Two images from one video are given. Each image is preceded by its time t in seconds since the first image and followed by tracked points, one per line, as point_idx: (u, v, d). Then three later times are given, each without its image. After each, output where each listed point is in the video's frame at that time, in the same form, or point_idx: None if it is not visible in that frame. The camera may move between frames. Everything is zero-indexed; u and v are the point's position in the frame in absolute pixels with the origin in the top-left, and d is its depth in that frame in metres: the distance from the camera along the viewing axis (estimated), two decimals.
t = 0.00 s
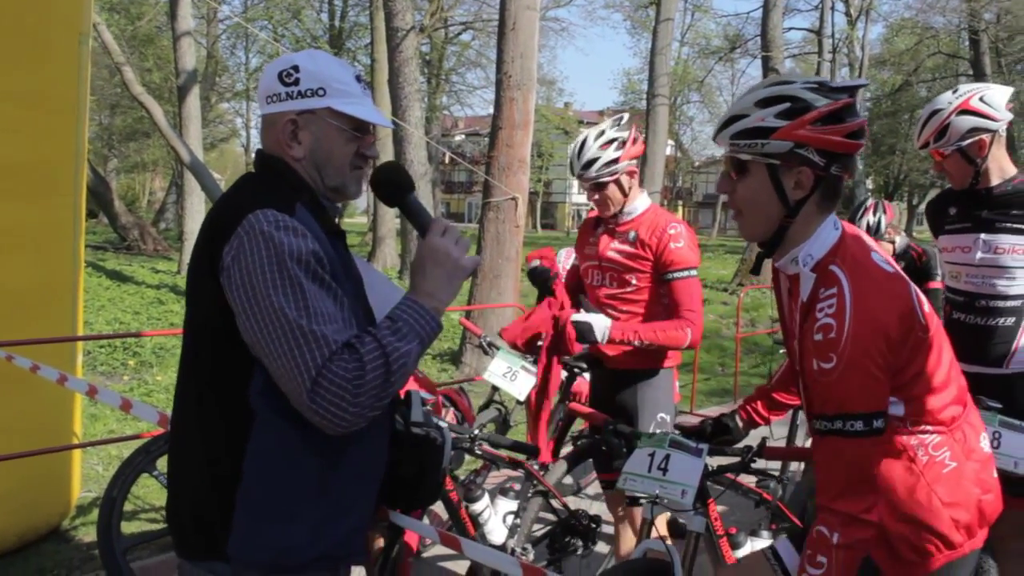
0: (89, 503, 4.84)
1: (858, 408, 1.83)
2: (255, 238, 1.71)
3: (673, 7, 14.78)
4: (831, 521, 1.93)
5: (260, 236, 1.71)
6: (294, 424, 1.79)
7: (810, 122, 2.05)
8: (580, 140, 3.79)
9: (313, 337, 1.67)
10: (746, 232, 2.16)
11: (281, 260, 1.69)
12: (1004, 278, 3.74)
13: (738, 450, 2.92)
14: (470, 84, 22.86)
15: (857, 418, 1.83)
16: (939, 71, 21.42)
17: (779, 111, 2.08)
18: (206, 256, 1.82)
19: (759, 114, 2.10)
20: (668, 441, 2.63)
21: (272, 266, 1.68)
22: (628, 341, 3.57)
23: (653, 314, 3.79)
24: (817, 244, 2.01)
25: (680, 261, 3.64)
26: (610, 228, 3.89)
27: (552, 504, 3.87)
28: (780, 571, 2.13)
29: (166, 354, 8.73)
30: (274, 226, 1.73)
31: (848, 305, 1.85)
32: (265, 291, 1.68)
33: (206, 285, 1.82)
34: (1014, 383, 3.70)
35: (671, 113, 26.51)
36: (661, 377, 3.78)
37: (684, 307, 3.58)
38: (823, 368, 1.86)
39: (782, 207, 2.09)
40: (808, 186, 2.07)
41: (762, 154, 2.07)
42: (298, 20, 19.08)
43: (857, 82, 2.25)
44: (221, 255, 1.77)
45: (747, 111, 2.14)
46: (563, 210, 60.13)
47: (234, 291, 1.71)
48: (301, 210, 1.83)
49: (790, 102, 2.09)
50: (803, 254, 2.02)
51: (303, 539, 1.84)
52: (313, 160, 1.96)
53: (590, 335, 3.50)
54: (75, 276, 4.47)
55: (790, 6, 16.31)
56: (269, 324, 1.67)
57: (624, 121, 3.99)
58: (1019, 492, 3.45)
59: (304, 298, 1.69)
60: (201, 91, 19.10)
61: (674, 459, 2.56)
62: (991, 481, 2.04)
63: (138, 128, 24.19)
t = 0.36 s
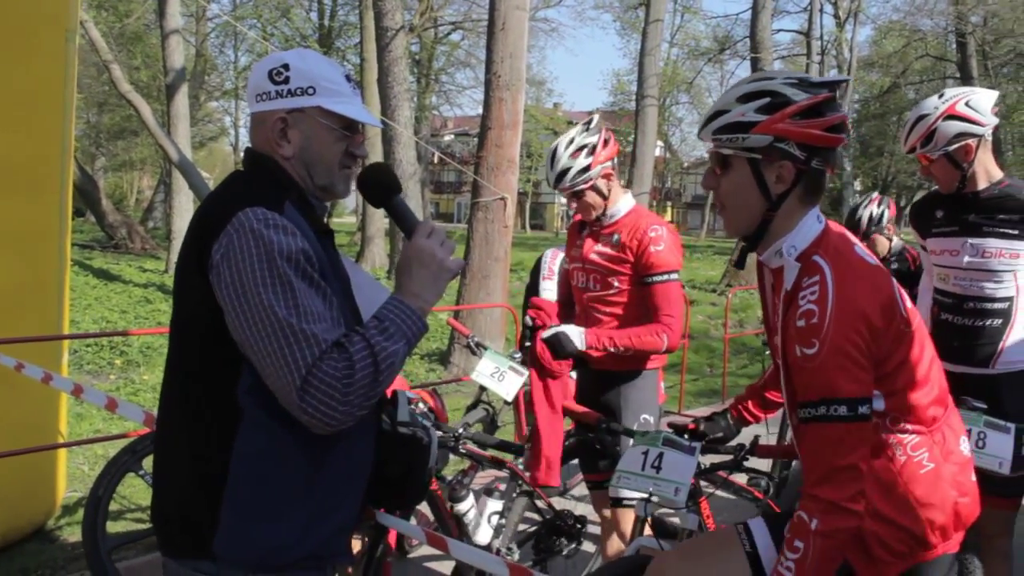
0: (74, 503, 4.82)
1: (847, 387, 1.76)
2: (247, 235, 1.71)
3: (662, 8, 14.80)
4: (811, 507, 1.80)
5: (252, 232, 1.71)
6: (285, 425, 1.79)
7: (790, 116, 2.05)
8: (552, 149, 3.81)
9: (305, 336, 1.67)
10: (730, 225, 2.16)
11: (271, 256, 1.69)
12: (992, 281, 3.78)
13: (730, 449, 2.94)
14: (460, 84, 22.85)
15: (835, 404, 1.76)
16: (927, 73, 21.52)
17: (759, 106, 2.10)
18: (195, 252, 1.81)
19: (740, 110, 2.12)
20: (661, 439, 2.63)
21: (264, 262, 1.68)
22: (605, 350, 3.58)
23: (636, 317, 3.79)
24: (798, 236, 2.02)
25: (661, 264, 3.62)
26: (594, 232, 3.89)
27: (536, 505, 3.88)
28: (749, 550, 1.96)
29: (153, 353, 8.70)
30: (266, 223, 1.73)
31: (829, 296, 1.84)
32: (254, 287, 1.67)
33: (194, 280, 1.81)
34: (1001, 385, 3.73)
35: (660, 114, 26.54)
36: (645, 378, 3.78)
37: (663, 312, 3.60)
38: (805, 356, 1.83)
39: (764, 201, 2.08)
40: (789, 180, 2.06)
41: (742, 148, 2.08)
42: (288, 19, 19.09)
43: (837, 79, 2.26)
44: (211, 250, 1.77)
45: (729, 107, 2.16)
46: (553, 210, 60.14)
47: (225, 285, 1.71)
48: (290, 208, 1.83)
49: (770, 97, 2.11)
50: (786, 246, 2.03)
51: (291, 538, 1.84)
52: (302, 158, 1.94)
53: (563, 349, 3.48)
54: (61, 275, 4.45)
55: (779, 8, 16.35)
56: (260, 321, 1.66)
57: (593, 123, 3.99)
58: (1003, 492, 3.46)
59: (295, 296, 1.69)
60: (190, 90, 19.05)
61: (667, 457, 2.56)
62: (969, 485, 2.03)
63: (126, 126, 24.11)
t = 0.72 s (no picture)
0: (63, 507, 4.79)
1: (833, 412, 1.80)
2: (244, 240, 1.70)
3: (655, 15, 14.83)
4: (802, 529, 1.86)
5: (248, 237, 1.70)
6: (283, 430, 1.78)
7: (767, 129, 2.06)
8: (537, 160, 3.84)
9: (302, 337, 1.66)
10: (709, 241, 2.17)
11: (271, 260, 1.68)
12: (985, 290, 3.80)
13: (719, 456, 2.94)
14: (452, 90, 22.84)
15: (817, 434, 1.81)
16: (917, 83, 21.62)
17: (736, 120, 2.10)
18: (196, 256, 1.80)
19: (717, 124, 2.13)
20: (650, 445, 2.62)
21: (263, 266, 1.67)
22: (601, 356, 3.57)
23: (627, 322, 3.78)
24: (780, 254, 2.02)
25: (650, 269, 3.63)
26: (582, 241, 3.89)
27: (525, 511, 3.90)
28: (735, 521, 1.99)
29: (143, 357, 8.66)
30: (264, 227, 1.72)
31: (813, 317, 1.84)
32: (253, 291, 1.66)
33: (193, 284, 1.80)
34: (992, 394, 3.76)
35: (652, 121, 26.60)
36: (635, 384, 3.78)
37: (656, 316, 3.59)
38: (789, 383, 1.84)
39: (742, 215, 2.09)
40: (767, 195, 2.07)
41: (719, 163, 2.09)
42: (280, 23, 19.06)
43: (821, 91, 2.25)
44: (208, 256, 1.76)
45: (706, 121, 2.17)
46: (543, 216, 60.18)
47: (223, 292, 1.70)
48: (288, 211, 1.82)
49: (747, 111, 2.12)
50: (767, 264, 2.04)
51: (284, 541, 1.82)
52: (300, 161, 1.93)
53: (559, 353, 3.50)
54: (51, 277, 4.44)
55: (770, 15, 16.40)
56: (259, 325, 1.65)
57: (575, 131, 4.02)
58: (993, 499, 3.48)
59: (293, 299, 1.69)
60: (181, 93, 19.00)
61: (656, 464, 2.55)
62: (953, 490, 2.03)
63: (117, 129, 24.04)
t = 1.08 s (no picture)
0: (53, 508, 4.77)
1: (848, 428, 1.82)
2: (251, 243, 1.68)
3: (648, 20, 14.86)
4: (860, 536, 1.84)
5: (257, 241, 1.68)
6: (282, 430, 1.78)
7: (765, 144, 2.07)
8: (532, 163, 3.83)
9: (312, 342, 1.66)
10: (702, 252, 2.17)
11: (280, 264, 1.67)
12: (976, 295, 3.81)
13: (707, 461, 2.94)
14: (445, 93, 22.86)
15: (850, 439, 1.83)
16: (909, 90, 21.72)
17: (733, 134, 2.11)
18: (199, 260, 1.78)
19: (713, 137, 2.12)
20: (636, 450, 2.63)
21: (272, 271, 1.66)
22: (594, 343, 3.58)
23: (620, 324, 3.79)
24: (776, 268, 2.01)
25: (643, 270, 3.64)
26: (577, 243, 3.89)
27: (517, 515, 3.86)
28: (737, 523, 1.97)
29: (134, 358, 8.63)
30: (272, 231, 1.70)
31: (819, 333, 1.85)
32: (262, 296, 1.65)
33: (196, 285, 1.77)
34: (984, 400, 3.77)
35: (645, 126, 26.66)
36: (626, 388, 3.78)
37: (648, 317, 3.59)
38: (810, 399, 1.84)
39: (737, 228, 2.10)
40: (763, 210, 2.08)
41: (715, 176, 2.09)
42: (274, 25, 19.07)
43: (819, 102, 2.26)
44: (213, 261, 1.74)
45: (702, 132, 2.16)
46: (535, 221, 60.23)
47: (231, 299, 1.68)
48: (294, 215, 1.80)
49: (745, 124, 2.12)
50: (765, 278, 2.02)
51: (287, 542, 1.82)
52: (306, 164, 1.91)
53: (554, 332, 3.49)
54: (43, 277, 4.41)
55: (763, 22, 16.45)
56: (268, 331, 1.64)
57: (571, 135, 4.02)
58: (984, 506, 3.49)
59: (304, 304, 1.68)
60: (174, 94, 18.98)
61: (643, 468, 2.56)
62: (949, 494, 2.04)
63: (109, 129, 24.01)
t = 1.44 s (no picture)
0: (46, 506, 4.76)
1: (853, 431, 1.81)
2: (269, 237, 1.66)
3: (643, 21, 14.85)
4: (868, 533, 1.80)
5: (275, 233, 1.66)
6: (290, 430, 1.76)
7: (771, 146, 2.07)
8: (540, 160, 3.80)
9: (355, 323, 1.64)
10: (706, 256, 2.17)
11: (303, 254, 1.65)
12: (969, 294, 3.82)
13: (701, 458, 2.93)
14: (440, 93, 22.83)
15: (856, 441, 1.81)
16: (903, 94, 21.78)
17: (741, 134, 2.09)
18: (201, 259, 1.75)
19: (721, 138, 2.11)
20: (629, 450, 2.62)
21: (296, 260, 1.64)
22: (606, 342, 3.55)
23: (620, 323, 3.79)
24: (780, 270, 2.01)
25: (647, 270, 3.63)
26: (578, 241, 3.91)
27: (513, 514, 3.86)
28: (734, 539, 1.97)
29: (127, 356, 8.61)
30: (288, 224, 1.68)
31: (824, 336, 1.84)
32: (289, 284, 1.62)
33: (197, 282, 1.75)
34: (978, 400, 3.78)
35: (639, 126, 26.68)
36: (623, 388, 3.78)
37: (649, 314, 3.59)
38: (816, 402, 1.82)
39: (742, 231, 2.09)
40: (770, 212, 2.08)
41: (723, 178, 2.08)
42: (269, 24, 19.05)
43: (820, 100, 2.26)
44: (222, 259, 1.71)
45: (707, 133, 2.15)
46: (529, 220, 60.21)
47: (252, 292, 1.65)
48: (302, 212, 1.79)
49: (751, 124, 2.11)
50: (768, 280, 2.02)
51: (288, 547, 1.82)
52: (310, 161, 1.90)
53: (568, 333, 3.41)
54: (37, 275, 4.39)
55: (758, 23, 16.45)
56: (303, 317, 1.62)
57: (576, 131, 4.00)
58: (978, 507, 3.49)
59: (334, 289, 1.66)
60: (167, 91, 18.92)
61: (635, 468, 2.56)
62: (949, 493, 2.05)
63: (102, 127, 23.95)
